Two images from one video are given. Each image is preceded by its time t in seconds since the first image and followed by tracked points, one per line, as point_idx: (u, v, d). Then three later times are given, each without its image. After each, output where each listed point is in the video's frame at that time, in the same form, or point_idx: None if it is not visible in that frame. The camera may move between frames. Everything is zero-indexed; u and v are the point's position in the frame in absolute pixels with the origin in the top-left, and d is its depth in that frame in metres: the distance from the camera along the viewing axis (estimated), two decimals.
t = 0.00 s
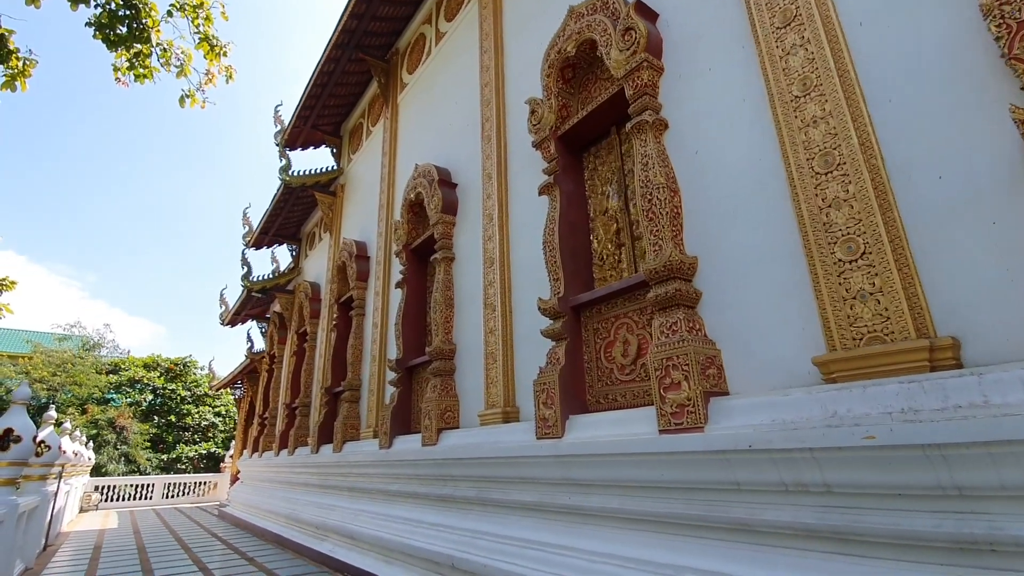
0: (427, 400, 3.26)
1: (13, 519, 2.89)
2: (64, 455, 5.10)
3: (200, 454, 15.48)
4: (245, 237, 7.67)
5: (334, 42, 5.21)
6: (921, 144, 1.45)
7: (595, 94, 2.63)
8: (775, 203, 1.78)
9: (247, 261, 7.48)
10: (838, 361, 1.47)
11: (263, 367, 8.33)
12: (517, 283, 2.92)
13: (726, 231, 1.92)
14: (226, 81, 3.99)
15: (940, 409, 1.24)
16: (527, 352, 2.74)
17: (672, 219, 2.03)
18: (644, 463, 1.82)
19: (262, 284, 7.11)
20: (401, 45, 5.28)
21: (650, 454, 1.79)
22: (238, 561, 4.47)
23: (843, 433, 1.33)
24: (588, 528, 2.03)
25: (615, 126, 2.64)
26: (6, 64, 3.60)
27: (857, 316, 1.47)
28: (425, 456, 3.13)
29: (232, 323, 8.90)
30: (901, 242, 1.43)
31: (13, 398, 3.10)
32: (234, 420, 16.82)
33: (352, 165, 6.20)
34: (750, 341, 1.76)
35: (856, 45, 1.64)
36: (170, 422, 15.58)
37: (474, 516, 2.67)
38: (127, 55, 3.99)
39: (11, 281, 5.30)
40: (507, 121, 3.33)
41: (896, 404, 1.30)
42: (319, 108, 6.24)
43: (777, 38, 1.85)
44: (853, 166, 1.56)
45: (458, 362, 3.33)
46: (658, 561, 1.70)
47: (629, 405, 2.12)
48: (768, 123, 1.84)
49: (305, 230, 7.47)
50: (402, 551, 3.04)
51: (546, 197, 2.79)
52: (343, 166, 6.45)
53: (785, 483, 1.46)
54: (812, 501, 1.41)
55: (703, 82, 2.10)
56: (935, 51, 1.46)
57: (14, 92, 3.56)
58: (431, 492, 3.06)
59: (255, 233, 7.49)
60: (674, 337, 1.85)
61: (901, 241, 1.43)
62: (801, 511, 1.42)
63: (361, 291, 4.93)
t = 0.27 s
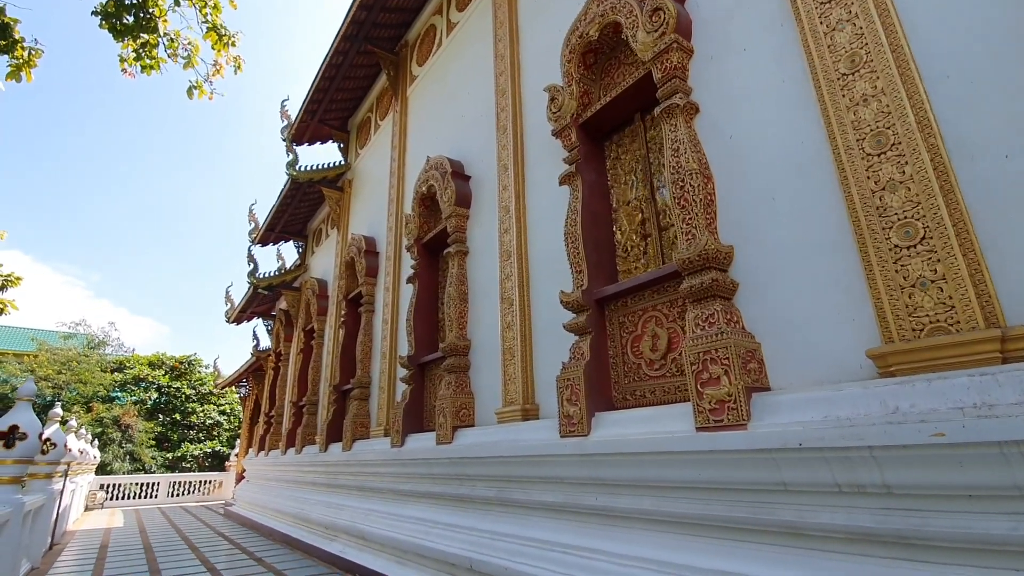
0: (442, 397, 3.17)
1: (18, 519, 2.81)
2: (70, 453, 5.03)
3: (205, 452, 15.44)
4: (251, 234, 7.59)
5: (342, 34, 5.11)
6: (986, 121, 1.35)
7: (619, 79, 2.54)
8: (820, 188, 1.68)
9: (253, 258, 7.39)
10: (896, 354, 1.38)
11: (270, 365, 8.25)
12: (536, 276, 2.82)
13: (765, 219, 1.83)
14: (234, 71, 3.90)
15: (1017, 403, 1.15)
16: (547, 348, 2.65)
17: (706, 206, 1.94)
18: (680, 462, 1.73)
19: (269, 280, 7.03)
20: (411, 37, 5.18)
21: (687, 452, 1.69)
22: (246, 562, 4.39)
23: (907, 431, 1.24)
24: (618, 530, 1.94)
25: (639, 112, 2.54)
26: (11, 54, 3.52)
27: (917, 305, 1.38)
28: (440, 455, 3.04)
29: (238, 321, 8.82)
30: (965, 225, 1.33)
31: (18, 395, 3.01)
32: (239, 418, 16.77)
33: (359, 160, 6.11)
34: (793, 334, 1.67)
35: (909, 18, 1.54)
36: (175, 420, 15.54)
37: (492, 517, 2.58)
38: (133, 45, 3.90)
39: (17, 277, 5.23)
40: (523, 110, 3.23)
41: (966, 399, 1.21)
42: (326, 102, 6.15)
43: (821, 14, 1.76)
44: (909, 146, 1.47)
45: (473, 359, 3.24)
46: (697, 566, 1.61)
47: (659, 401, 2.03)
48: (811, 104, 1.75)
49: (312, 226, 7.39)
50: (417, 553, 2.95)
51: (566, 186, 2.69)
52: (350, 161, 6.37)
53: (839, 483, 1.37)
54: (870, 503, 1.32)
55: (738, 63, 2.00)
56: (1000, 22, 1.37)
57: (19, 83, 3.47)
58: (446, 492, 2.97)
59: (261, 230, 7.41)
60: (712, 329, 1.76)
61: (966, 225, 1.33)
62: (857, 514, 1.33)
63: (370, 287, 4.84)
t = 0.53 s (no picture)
0: (453, 393, 3.07)
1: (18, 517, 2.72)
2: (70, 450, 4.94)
3: (207, 452, 15.37)
4: (254, 230, 7.51)
5: (349, 25, 5.02)
6: None
7: (640, 63, 2.45)
8: (866, 169, 1.60)
9: (256, 255, 7.30)
10: (956, 341, 1.29)
11: (273, 363, 8.16)
12: (552, 268, 2.73)
13: (804, 203, 1.74)
14: (239, 60, 3.82)
15: None
16: (565, 341, 2.55)
17: (739, 190, 1.85)
18: (715, 459, 1.64)
19: (272, 277, 6.94)
20: (418, 28, 5.09)
21: (723, 448, 1.60)
22: (250, 561, 4.30)
23: (972, 423, 1.15)
24: (644, 531, 1.84)
25: (661, 97, 2.45)
26: (12, 42, 3.43)
27: (979, 288, 1.29)
28: (451, 452, 2.95)
29: (240, 318, 8.74)
30: None
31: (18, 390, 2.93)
32: (241, 418, 16.69)
33: (365, 154, 6.02)
34: (838, 323, 1.58)
35: None
36: (176, 419, 15.47)
37: (508, 517, 2.48)
38: (137, 34, 3.82)
39: (18, 272, 5.16)
40: (537, 98, 3.14)
41: None
42: (332, 96, 6.07)
43: None
44: (965, 121, 1.39)
45: (486, 354, 3.14)
46: (733, 568, 1.52)
47: (687, 395, 1.94)
48: (856, 80, 1.67)
49: (316, 223, 7.30)
50: (428, 553, 2.85)
51: (584, 175, 2.60)
52: (355, 156, 6.28)
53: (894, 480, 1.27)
54: (928, 502, 1.23)
55: (772, 43, 1.92)
56: None
57: (20, 71, 3.39)
58: (458, 491, 2.88)
59: (265, 226, 7.32)
60: (749, 318, 1.67)
61: None
62: (913, 513, 1.24)
63: (377, 282, 4.75)
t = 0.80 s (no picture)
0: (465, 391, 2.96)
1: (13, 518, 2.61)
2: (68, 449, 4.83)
3: (207, 451, 15.26)
4: (256, 226, 7.40)
5: (355, 15, 4.91)
6: None
7: (664, 46, 2.35)
8: (920, 149, 1.51)
9: (259, 251, 7.19)
10: None
11: (275, 361, 8.05)
12: (570, 261, 2.62)
13: (850, 188, 1.66)
14: (244, 48, 3.71)
15: None
16: (584, 336, 2.44)
17: (777, 174, 1.74)
18: (757, 460, 1.54)
19: (275, 274, 6.83)
20: (425, 19, 4.98)
21: (766, 448, 1.50)
22: (253, 563, 4.20)
23: None
24: (675, 536, 1.74)
25: (686, 81, 2.34)
26: (10, 27, 3.33)
27: None
28: (463, 452, 2.84)
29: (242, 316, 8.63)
30: None
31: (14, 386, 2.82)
32: (241, 417, 16.58)
33: (369, 148, 5.91)
34: (890, 315, 1.49)
35: None
36: (176, 418, 15.36)
37: (525, 520, 2.38)
38: (138, 21, 3.71)
39: (16, 266, 5.05)
40: (552, 86, 3.03)
41: None
42: (336, 89, 5.96)
43: None
44: None
45: (498, 351, 3.03)
46: None
47: (719, 392, 1.83)
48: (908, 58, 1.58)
49: (319, 219, 7.19)
50: (439, 557, 2.74)
51: (604, 163, 2.49)
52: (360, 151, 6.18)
53: (961, 483, 1.17)
54: (1001, 507, 1.12)
55: (813, 21, 1.84)
56: None
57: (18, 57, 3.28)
58: (470, 492, 2.77)
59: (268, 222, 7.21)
60: (794, 310, 1.56)
61: None
62: (983, 519, 1.14)
63: (382, 278, 4.63)
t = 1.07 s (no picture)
0: (478, 388, 2.86)
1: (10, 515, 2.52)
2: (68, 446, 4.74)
3: (208, 449, 15.18)
4: (260, 221, 7.30)
5: (363, 5, 4.81)
6: None
7: (693, 28, 2.26)
8: (980, 129, 1.42)
9: (262, 246, 7.09)
10: None
11: (278, 358, 7.96)
12: (590, 252, 2.52)
13: (901, 172, 1.57)
14: (250, 35, 3.62)
15: None
16: (607, 330, 2.34)
17: (823, 156, 1.64)
18: (803, 459, 1.45)
19: (279, 269, 6.73)
20: (435, 9, 4.88)
21: (814, 446, 1.41)
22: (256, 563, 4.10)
23: None
24: (710, 539, 1.65)
25: (715, 64, 2.24)
26: (10, 11, 3.23)
27: None
28: (477, 451, 2.73)
29: (245, 312, 8.54)
30: None
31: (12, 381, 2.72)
32: (243, 415, 16.49)
33: (376, 142, 5.82)
34: (948, 305, 1.40)
35: None
36: (178, 416, 15.28)
37: (544, 521, 2.28)
38: (142, 7, 3.62)
39: (16, 260, 4.95)
40: (569, 72, 2.92)
41: None
42: (343, 81, 5.87)
43: None
44: None
45: (513, 346, 2.93)
46: None
47: (756, 388, 1.74)
48: (965, 33, 1.50)
49: (324, 214, 7.09)
50: (452, 559, 2.65)
51: (628, 150, 2.39)
52: (366, 145, 6.08)
53: None
54: None
55: None
56: None
57: (18, 42, 3.18)
58: (484, 492, 2.67)
59: (272, 217, 7.11)
60: (846, 299, 1.47)
61: None
62: None
63: (390, 273, 4.53)
